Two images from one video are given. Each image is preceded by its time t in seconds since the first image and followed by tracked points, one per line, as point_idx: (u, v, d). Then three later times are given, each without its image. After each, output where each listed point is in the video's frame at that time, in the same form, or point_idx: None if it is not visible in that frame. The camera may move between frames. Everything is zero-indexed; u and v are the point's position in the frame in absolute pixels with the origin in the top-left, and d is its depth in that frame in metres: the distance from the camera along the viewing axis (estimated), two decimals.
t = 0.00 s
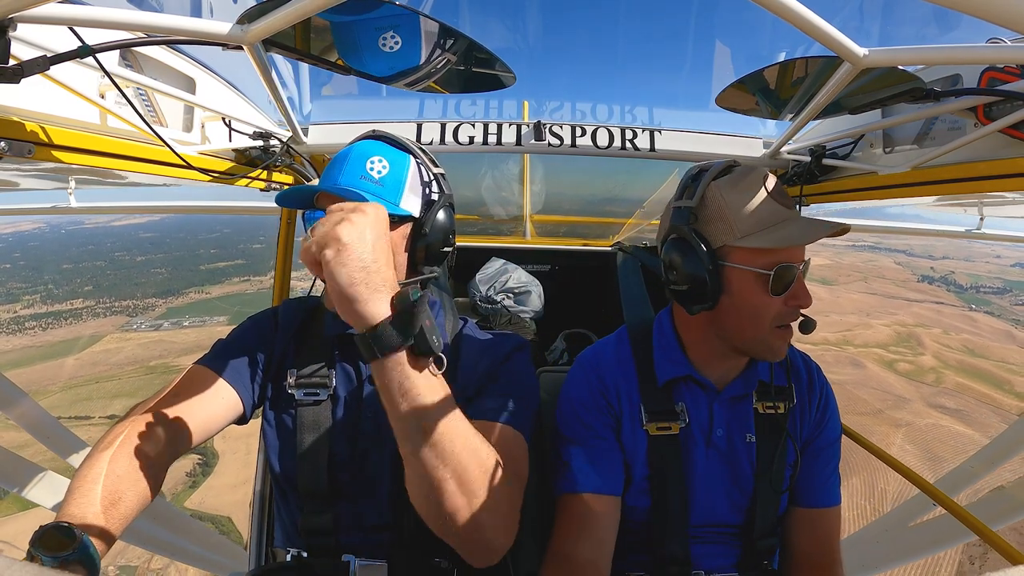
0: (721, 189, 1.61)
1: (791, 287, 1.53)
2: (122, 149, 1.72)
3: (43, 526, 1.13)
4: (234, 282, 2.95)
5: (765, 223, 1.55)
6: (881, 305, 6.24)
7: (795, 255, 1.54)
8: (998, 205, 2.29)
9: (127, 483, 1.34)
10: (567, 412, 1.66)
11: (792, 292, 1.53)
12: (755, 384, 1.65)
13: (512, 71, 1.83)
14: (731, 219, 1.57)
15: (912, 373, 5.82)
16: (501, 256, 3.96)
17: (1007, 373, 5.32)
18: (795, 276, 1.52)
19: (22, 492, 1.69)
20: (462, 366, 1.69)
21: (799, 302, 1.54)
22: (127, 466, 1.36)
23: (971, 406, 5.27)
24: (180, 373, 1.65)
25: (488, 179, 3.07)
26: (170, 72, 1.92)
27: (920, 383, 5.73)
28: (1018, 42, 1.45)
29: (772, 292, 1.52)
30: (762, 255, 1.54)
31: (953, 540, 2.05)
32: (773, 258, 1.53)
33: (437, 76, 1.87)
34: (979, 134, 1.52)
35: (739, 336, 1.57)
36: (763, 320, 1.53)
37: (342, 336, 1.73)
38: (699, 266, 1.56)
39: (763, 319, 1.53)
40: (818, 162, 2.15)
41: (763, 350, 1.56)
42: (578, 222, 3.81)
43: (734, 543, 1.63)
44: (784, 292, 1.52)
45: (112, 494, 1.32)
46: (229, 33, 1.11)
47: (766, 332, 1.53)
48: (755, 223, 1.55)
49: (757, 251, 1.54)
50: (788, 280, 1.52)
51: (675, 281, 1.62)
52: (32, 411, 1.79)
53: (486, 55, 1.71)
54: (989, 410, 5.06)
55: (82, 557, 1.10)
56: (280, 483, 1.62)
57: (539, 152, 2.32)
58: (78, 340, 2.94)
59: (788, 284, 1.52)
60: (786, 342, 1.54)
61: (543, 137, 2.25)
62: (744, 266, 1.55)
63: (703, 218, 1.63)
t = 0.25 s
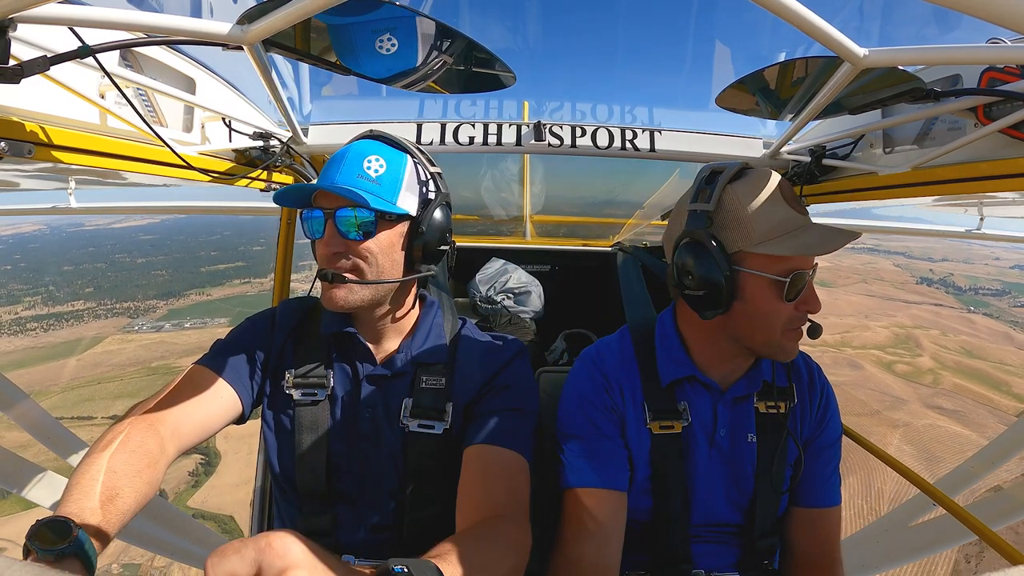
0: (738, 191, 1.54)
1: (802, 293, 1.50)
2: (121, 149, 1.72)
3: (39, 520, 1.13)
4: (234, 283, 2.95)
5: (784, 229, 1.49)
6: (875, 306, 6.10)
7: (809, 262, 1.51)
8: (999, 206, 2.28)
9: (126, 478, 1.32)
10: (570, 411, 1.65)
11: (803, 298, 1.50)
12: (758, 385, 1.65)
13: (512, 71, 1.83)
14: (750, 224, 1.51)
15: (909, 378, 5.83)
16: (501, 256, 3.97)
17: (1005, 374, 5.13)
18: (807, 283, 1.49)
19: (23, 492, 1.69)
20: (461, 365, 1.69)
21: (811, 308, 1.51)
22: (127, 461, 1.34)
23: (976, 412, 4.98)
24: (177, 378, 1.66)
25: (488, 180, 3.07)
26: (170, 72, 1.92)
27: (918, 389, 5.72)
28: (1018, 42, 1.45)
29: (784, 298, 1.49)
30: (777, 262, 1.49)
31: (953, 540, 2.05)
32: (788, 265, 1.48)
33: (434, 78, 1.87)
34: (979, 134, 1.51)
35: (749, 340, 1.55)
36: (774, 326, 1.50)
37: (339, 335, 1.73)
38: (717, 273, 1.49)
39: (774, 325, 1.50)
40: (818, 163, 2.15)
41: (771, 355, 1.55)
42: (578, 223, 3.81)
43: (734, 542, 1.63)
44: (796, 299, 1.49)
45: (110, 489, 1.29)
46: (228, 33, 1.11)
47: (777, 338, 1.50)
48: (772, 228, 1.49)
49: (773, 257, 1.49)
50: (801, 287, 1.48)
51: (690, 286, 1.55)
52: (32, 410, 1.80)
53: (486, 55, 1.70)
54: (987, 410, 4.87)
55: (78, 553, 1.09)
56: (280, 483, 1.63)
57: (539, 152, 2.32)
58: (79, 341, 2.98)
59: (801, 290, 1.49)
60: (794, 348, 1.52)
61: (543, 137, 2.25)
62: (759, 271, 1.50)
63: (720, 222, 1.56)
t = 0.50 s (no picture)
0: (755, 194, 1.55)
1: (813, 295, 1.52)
2: (121, 149, 1.72)
3: (23, 513, 1.13)
4: (235, 284, 2.95)
5: (802, 232, 1.49)
6: (877, 307, 5.71)
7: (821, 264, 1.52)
8: (998, 206, 2.28)
9: (114, 467, 1.33)
10: (572, 411, 1.64)
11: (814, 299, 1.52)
12: (759, 386, 1.64)
13: (512, 71, 1.83)
14: (771, 227, 1.49)
15: (907, 377, 5.64)
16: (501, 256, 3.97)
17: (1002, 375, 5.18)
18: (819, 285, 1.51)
19: (22, 492, 1.70)
20: (461, 365, 1.69)
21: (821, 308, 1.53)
22: (117, 451, 1.35)
23: (972, 412, 5.08)
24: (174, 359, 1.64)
25: (488, 180, 3.06)
26: (170, 72, 1.92)
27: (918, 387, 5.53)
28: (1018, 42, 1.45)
29: (800, 300, 1.49)
30: (796, 264, 1.49)
31: (953, 540, 2.05)
32: (804, 267, 1.49)
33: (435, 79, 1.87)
34: (979, 134, 1.51)
35: (765, 341, 1.54)
36: (791, 328, 1.50)
37: (341, 330, 1.73)
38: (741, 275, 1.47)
39: (790, 326, 1.50)
40: (818, 162, 2.15)
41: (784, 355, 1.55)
42: (578, 223, 3.80)
43: (734, 542, 1.63)
44: (809, 301, 1.50)
45: (100, 478, 1.31)
46: (228, 33, 1.11)
47: (794, 338, 1.51)
48: (791, 231, 1.49)
49: (791, 260, 1.49)
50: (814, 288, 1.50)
51: (711, 290, 1.51)
52: (35, 412, 1.80)
53: (486, 55, 1.71)
54: (984, 411, 4.97)
55: (70, 546, 1.11)
56: (280, 482, 1.63)
57: (539, 152, 2.32)
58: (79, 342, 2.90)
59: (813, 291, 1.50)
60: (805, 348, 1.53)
61: (543, 137, 2.24)
62: (778, 274, 1.49)
63: (741, 224, 1.54)
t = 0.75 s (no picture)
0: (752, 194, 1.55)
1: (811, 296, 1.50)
2: (122, 149, 1.72)
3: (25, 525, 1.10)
4: (236, 285, 2.94)
5: (799, 233, 1.49)
6: (877, 307, 5.77)
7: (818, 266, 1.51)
8: (998, 206, 2.28)
9: (116, 479, 1.32)
10: (574, 411, 1.65)
11: (810, 301, 1.50)
12: (760, 388, 1.64)
13: (512, 71, 1.83)
14: (765, 227, 1.50)
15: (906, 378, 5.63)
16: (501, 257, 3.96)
17: (998, 374, 5.01)
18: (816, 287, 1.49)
19: (23, 492, 1.71)
20: (461, 365, 1.69)
21: (819, 311, 1.51)
22: (119, 462, 1.34)
23: (969, 411, 4.86)
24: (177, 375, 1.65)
25: (488, 180, 3.06)
26: (170, 72, 1.92)
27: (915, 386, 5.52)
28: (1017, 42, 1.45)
29: (793, 301, 1.49)
30: (791, 265, 1.49)
31: (953, 540, 2.05)
32: (800, 268, 1.49)
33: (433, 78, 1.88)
34: (978, 134, 1.52)
35: (757, 340, 1.55)
36: (784, 328, 1.50)
37: (339, 333, 1.73)
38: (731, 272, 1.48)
39: (782, 326, 1.50)
40: (818, 162, 2.16)
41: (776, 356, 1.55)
42: (578, 223, 3.81)
43: (734, 542, 1.63)
44: (803, 302, 1.49)
45: (102, 491, 1.29)
46: (228, 33, 1.11)
47: (786, 339, 1.51)
48: (784, 230, 1.49)
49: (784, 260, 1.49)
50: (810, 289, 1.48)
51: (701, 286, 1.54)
52: (35, 413, 1.81)
53: (486, 55, 1.71)
54: (982, 410, 4.70)
55: (67, 558, 1.08)
56: (281, 483, 1.63)
57: (539, 152, 2.33)
58: (79, 341, 2.84)
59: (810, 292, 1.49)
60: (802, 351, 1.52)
61: (543, 137, 2.25)
62: (771, 273, 1.50)
63: (735, 222, 1.55)
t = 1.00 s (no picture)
0: (705, 187, 1.70)
1: (751, 290, 1.56)
2: (122, 149, 1.72)
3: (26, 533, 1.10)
4: (238, 284, 2.93)
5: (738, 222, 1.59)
6: (877, 307, 5.81)
7: (764, 259, 1.57)
8: (999, 205, 2.28)
9: (115, 481, 1.31)
10: (576, 411, 1.65)
11: (750, 295, 1.56)
12: (760, 389, 1.65)
13: (512, 71, 1.83)
14: (706, 218, 1.66)
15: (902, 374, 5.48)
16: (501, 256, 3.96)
17: (998, 372, 4.96)
18: (756, 279, 1.55)
19: (22, 492, 1.72)
20: (462, 365, 1.69)
21: (758, 308, 1.55)
22: (119, 463, 1.34)
23: (967, 410, 4.78)
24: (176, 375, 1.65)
25: (488, 180, 3.06)
26: (170, 72, 1.91)
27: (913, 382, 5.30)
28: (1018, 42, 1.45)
29: (726, 290, 1.58)
30: (730, 254, 1.60)
31: (953, 540, 2.05)
32: (739, 258, 1.59)
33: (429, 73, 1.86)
34: (979, 134, 1.51)
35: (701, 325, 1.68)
36: (718, 315, 1.60)
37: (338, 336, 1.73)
38: (679, 263, 1.70)
39: (718, 314, 1.60)
40: (819, 163, 2.14)
41: (725, 349, 1.61)
42: (578, 223, 3.81)
43: (735, 542, 1.63)
44: (740, 294, 1.56)
45: (102, 492, 1.29)
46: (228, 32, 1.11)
47: (721, 327, 1.60)
48: (721, 221, 1.62)
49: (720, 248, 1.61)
50: (744, 280, 1.56)
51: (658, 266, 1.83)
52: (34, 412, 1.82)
53: (486, 55, 1.71)
54: (979, 409, 4.63)
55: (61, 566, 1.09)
56: (281, 483, 1.63)
57: (539, 152, 2.33)
58: (81, 340, 2.83)
59: (745, 284, 1.56)
60: (743, 342, 1.56)
61: (543, 137, 2.25)
62: (707, 261, 1.64)
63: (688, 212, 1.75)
